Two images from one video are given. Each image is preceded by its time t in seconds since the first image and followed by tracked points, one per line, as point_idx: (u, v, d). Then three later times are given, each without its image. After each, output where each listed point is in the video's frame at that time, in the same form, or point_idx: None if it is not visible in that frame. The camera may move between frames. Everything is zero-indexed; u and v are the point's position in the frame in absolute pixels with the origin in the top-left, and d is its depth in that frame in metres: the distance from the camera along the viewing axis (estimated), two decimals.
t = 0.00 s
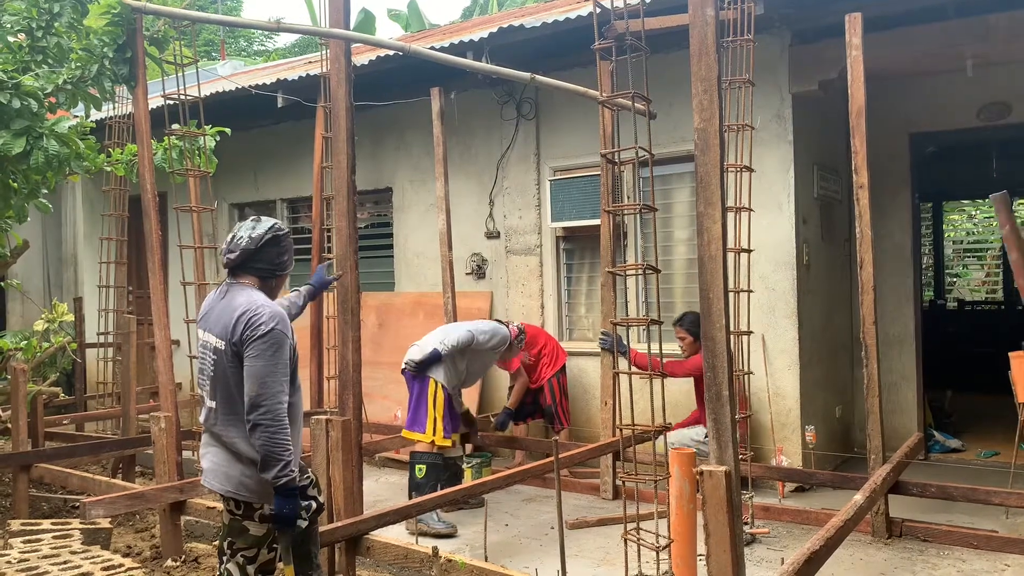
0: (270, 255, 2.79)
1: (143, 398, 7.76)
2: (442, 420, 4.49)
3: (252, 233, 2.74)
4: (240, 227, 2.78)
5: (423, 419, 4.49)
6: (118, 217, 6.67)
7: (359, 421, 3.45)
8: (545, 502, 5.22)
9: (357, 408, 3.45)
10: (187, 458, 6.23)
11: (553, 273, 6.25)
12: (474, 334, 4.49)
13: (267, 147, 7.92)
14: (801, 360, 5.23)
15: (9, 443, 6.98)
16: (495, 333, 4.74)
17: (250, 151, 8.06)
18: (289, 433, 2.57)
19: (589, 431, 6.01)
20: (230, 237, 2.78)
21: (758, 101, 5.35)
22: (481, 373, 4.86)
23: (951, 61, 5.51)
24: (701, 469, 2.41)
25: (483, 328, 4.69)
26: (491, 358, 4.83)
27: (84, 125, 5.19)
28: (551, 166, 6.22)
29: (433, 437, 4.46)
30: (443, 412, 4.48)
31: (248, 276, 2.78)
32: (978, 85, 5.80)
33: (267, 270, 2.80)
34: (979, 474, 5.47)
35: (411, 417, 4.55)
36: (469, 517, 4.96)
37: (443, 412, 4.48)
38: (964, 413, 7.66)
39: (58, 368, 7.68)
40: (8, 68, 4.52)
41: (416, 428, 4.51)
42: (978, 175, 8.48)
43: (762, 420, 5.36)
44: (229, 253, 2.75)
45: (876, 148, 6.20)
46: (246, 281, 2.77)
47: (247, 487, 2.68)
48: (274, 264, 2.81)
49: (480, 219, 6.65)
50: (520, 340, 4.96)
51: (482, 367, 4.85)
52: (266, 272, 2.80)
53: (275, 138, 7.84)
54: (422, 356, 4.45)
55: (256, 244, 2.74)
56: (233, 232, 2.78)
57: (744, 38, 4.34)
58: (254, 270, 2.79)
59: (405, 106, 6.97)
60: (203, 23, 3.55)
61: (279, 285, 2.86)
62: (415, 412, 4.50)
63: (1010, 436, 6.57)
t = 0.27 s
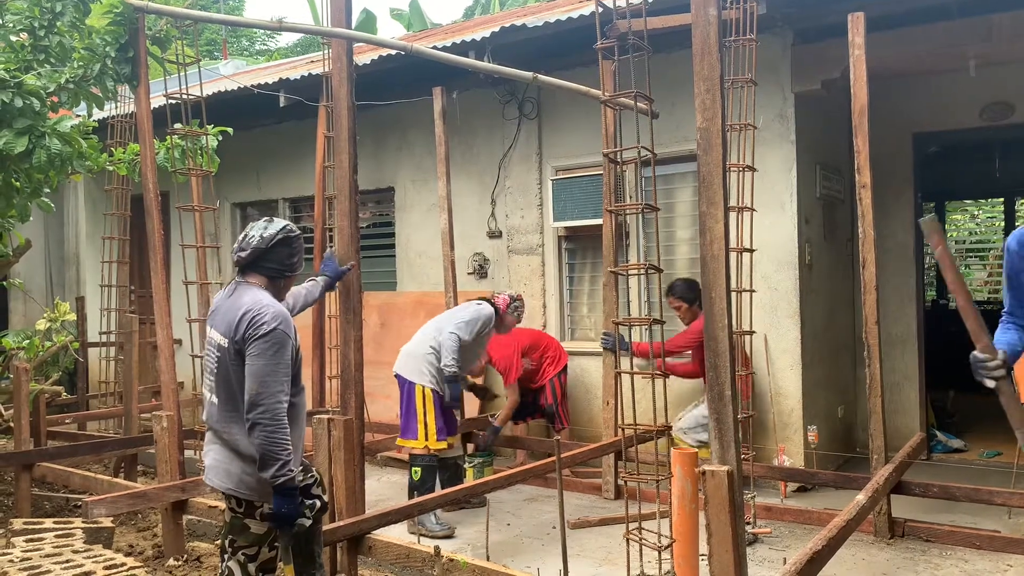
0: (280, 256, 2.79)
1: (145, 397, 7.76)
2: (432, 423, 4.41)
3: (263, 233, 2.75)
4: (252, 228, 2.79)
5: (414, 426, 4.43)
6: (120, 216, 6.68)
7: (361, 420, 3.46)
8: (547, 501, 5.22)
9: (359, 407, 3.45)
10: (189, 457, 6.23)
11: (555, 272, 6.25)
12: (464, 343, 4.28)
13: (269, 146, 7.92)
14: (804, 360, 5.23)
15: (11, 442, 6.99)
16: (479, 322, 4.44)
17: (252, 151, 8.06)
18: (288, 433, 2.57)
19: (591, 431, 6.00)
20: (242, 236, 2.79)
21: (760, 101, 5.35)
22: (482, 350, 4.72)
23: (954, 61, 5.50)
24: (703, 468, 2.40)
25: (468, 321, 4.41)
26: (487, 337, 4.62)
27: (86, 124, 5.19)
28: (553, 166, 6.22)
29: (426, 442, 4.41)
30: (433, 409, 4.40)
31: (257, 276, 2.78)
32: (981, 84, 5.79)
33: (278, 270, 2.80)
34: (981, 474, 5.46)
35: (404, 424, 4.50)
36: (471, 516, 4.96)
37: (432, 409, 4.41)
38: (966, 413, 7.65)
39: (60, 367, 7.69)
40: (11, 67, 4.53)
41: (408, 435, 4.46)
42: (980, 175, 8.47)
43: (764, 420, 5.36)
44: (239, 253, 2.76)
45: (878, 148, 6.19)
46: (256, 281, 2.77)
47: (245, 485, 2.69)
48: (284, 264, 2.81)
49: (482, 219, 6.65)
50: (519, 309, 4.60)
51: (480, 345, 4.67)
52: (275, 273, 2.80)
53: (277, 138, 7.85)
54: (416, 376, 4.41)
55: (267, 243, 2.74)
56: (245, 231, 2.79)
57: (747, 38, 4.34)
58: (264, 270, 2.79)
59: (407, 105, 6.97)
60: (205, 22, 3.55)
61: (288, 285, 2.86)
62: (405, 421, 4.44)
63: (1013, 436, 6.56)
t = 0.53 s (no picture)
0: (298, 258, 2.80)
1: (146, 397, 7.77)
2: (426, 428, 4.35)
3: (281, 235, 2.76)
4: (272, 229, 2.80)
5: (409, 434, 4.38)
6: (122, 217, 6.68)
7: (362, 421, 3.46)
8: (548, 503, 5.22)
9: (361, 408, 3.45)
10: (190, 458, 6.23)
11: (556, 273, 6.25)
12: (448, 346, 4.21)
13: (271, 147, 7.93)
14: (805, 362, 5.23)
15: (13, 442, 7.00)
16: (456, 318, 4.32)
17: (253, 151, 8.07)
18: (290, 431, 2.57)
19: (591, 433, 6.00)
20: (261, 238, 2.80)
21: (762, 103, 5.35)
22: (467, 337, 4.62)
23: (956, 63, 5.51)
24: (704, 470, 2.40)
25: (443, 320, 4.29)
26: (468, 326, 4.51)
27: (89, 125, 5.19)
28: (554, 168, 6.22)
29: (423, 449, 4.33)
30: (425, 416, 4.35)
31: (274, 277, 2.79)
32: (982, 87, 5.79)
33: (294, 274, 2.80)
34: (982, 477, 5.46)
35: (398, 435, 4.44)
36: (472, 517, 4.96)
37: (425, 416, 4.36)
38: (967, 416, 7.64)
39: (61, 367, 7.69)
40: (13, 67, 4.54)
41: (404, 446, 4.40)
42: (981, 177, 8.47)
43: (765, 421, 5.36)
44: (258, 253, 2.77)
45: (879, 150, 6.20)
46: (272, 282, 2.77)
47: (244, 480, 2.68)
48: (301, 268, 2.81)
49: (483, 220, 6.65)
50: (494, 280, 4.35)
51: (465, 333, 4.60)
52: (293, 276, 2.81)
53: (279, 139, 7.85)
54: (410, 386, 4.36)
55: (284, 246, 2.75)
56: (265, 232, 2.80)
57: (748, 40, 4.35)
58: (282, 272, 2.80)
59: (409, 106, 6.98)
60: (207, 23, 3.55)
61: (304, 288, 2.86)
62: (399, 432, 4.39)
63: (1013, 438, 6.56)
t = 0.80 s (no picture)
0: (311, 261, 2.83)
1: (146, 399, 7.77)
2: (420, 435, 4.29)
3: (293, 239, 2.78)
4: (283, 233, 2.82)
5: (403, 441, 4.32)
6: (123, 218, 6.68)
7: (363, 423, 3.47)
8: (548, 505, 5.22)
9: (361, 410, 3.46)
10: (190, 459, 6.23)
11: (556, 275, 6.25)
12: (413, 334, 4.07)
13: (271, 149, 7.94)
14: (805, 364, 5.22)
15: (13, 443, 7.00)
16: (424, 305, 4.19)
17: (254, 153, 8.07)
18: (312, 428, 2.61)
19: (591, 435, 6.00)
20: (270, 243, 2.81)
21: (762, 106, 5.35)
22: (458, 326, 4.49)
23: (955, 66, 5.51)
24: (704, 473, 2.41)
25: (413, 313, 4.17)
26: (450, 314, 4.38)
27: (89, 126, 5.20)
28: (555, 170, 6.23)
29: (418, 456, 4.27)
30: (418, 423, 4.29)
31: (285, 281, 2.80)
32: (982, 90, 5.80)
33: (303, 279, 2.83)
34: (982, 480, 5.46)
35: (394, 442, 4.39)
36: (472, 519, 4.96)
37: (419, 423, 4.30)
38: (967, 419, 7.64)
39: (61, 369, 7.69)
40: (14, 69, 4.54)
41: (399, 453, 4.34)
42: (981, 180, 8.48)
43: (765, 424, 5.36)
44: (269, 256, 2.78)
45: (879, 152, 6.20)
46: (283, 284, 2.79)
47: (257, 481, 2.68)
48: (311, 272, 2.84)
49: (483, 222, 6.65)
50: (460, 255, 4.23)
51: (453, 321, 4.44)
52: (303, 281, 2.83)
53: (279, 140, 7.86)
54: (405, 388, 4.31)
55: (295, 252, 2.77)
56: (275, 236, 2.81)
57: (749, 43, 4.36)
58: (292, 276, 2.81)
59: (410, 108, 6.98)
60: (208, 26, 3.55)
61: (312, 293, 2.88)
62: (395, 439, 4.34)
63: (1013, 441, 6.56)
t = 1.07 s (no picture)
0: (311, 262, 2.83)
1: (145, 401, 7.76)
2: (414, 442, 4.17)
3: (292, 243, 2.77)
4: (280, 237, 2.80)
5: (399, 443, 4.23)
6: (122, 220, 6.68)
7: (363, 426, 3.46)
8: (547, 507, 5.21)
9: (361, 412, 3.45)
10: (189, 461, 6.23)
11: (556, 277, 6.25)
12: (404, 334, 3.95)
13: (271, 151, 7.94)
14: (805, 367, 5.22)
15: (12, 444, 7.00)
16: (416, 306, 4.07)
17: (254, 155, 8.07)
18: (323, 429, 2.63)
19: (591, 437, 6.00)
20: (267, 250, 2.78)
21: (762, 108, 5.35)
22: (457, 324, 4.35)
23: (955, 69, 5.52)
24: (704, 475, 2.40)
25: (408, 315, 4.06)
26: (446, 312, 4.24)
27: (90, 128, 5.20)
28: (554, 172, 6.23)
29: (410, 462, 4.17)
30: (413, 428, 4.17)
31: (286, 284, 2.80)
32: (982, 93, 5.80)
33: (303, 282, 2.83)
34: (981, 483, 5.45)
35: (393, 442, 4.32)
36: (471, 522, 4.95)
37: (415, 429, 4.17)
38: (967, 421, 7.64)
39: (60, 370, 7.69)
40: (15, 71, 4.55)
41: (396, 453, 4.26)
42: (981, 183, 8.48)
43: (765, 426, 5.36)
44: (268, 260, 2.76)
45: (878, 155, 6.20)
46: (284, 287, 2.79)
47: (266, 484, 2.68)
48: (310, 275, 2.85)
49: (483, 224, 6.65)
50: (443, 247, 4.14)
51: (452, 320, 4.31)
52: (303, 284, 2.84)
53: (279, 142, 7.86)
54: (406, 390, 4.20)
55: (296, 256, 2.77)
56: (272, 241, 2.79)
57: (749, 45, 4.36)
58: (292, 280, 2.81)
59: (410, 109, 6.98)
60: (208, 27, 3.56)
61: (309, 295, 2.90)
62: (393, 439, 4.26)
63: (1013, 444, 6.55)
